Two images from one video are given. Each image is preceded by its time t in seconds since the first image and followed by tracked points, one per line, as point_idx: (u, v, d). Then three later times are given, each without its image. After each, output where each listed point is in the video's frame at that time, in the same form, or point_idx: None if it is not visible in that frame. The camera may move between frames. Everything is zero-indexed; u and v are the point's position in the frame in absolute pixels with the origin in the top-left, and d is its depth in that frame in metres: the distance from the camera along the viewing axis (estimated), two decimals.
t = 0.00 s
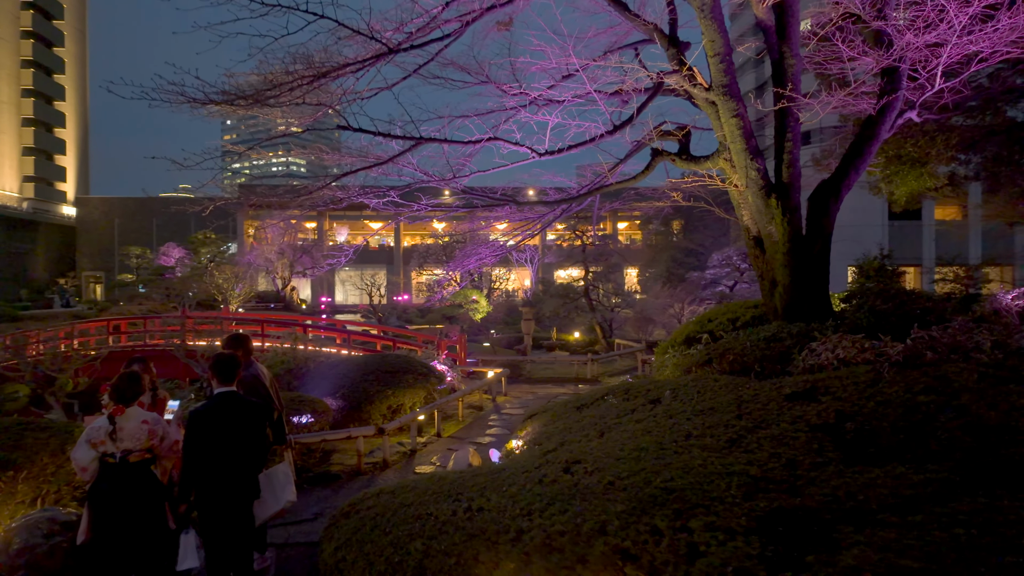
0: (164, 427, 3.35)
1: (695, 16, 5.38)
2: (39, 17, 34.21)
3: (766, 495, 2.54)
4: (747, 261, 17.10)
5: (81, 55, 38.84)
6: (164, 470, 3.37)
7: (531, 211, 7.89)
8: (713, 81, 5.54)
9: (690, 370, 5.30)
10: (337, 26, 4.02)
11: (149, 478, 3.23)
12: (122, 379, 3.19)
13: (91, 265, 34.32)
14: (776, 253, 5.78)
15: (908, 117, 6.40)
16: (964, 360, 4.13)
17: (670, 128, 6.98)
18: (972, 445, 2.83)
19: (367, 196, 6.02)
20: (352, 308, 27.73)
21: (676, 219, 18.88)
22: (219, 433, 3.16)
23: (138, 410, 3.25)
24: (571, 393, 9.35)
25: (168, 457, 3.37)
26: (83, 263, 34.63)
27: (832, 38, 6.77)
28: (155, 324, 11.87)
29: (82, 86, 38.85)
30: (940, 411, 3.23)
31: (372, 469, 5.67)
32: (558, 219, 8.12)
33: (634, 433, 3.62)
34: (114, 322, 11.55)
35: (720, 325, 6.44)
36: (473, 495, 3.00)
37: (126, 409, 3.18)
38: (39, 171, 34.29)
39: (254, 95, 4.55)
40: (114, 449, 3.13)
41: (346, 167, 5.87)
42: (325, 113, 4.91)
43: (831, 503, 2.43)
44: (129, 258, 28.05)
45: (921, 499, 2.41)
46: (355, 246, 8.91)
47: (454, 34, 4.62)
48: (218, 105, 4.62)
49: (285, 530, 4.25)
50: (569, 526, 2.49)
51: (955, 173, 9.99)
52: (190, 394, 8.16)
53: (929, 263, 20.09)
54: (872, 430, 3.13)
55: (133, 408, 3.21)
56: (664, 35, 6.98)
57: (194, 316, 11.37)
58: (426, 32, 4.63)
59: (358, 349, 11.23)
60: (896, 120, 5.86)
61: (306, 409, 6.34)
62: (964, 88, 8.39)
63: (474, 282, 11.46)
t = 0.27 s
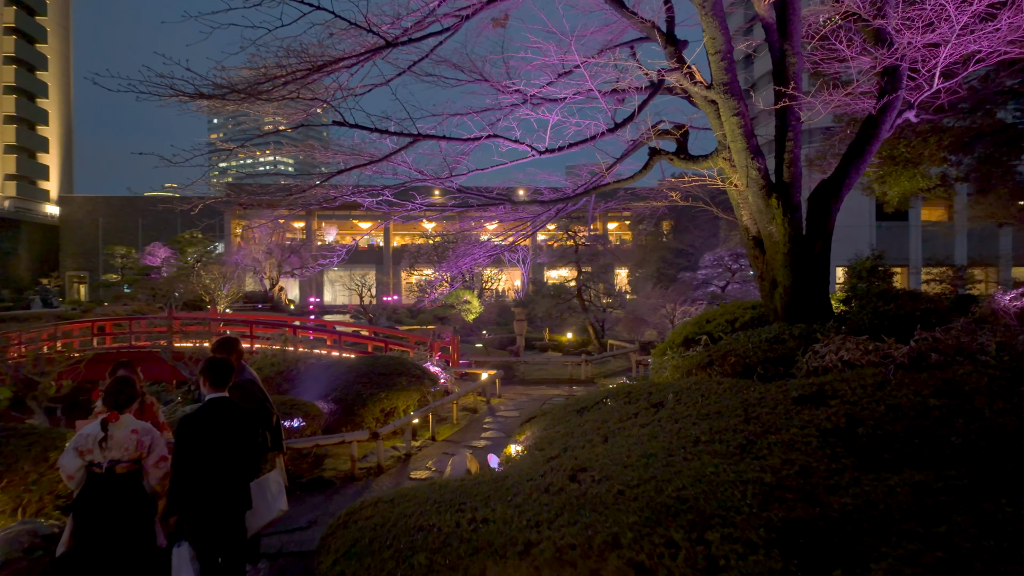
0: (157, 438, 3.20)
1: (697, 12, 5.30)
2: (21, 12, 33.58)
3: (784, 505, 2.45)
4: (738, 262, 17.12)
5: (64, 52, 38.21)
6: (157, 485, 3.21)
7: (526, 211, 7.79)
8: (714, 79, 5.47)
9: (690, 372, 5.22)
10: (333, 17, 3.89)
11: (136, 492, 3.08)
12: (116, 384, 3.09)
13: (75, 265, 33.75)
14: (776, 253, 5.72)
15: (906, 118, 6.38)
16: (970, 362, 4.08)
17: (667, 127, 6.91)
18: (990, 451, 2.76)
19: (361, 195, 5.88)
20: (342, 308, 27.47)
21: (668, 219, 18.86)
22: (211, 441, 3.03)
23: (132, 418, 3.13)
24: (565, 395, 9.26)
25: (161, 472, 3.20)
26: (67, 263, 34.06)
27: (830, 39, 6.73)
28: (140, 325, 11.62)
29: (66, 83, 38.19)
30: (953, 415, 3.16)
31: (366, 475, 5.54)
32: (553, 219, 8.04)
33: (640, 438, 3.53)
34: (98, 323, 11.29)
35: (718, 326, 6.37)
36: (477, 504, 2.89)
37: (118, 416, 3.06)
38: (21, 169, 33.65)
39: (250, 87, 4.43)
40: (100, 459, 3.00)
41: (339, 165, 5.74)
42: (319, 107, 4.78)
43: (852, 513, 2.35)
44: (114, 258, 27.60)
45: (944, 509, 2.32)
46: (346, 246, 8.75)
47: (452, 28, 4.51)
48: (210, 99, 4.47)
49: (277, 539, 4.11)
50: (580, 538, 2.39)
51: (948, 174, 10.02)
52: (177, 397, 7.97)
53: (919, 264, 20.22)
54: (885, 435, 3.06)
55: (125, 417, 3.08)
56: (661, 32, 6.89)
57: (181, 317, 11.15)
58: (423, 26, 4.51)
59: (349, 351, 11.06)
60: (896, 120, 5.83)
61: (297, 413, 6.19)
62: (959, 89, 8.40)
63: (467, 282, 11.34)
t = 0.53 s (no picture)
0: (148, 447, 3.12)
1: (692, 11, 5.25)
2: None
3: (791, 514, 2.38)
4: (728, 262, 17.16)
5: (45, 48, 37.53)
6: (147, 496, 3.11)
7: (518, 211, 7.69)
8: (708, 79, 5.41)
9: (686, 375, 5.15)
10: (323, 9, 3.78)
11: (124, 503, 2.99)
12: (109, 391, 3.01)
13: (56, 266, 33.13)
14: (771, 254, 5.68)
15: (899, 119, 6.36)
16: (969, 365, 4.05)
17: (661, 127, 6.85)
18: (997, 457, 2.71)
19: (351, 194, 5.76)
20: (329, 309, 27.20)
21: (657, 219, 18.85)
22: (196, 451, 2.91)
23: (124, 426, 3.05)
24: (557, 397, 9.18)
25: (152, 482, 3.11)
26: (48, 264, 33.43)
27: (824, 39, 6.70)
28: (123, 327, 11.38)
29: (46, 80, 37.50)
30: (957, 419, 3.11)
31: (356, 481, 5.42)
32: (545, 220, 7.95)
33: (639, 443, 3.45)
34: (79, 326, 11.03)
35: (713, 328, 6.32)
36: (474, 513, 2.80)
37: (110, 424, 2.98)
38: None
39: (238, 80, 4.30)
40: (89, 469, 2.92)
41: (328, 164, 5.61)
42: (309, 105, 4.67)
43: (861, 523, 2.28)
44: (96, 259, 27.11)
45: (956, 518, 2.26)
46: (335, 246, 8.61)
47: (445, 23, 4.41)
48: (194, 94, 4.33)
49: (265, 549, 3.98)
50: (582, 551, 2.31)
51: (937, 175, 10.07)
52: (161, 401, 7.80)
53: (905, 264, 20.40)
54: (889, 440, 3.01)
55: (117, 426, 3.00)
56: (654, 32, 6.82)
57: (165, 319, 10.94)
58: (415, 20, 4.40)
59: (337, 353, 10.89)
60: (890, 121, 5.80)
61: (285, 418, 6.05)
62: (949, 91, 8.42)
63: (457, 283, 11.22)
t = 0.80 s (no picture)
0: (131, 455, 3.01)
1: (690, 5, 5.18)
2: None
3: (801, 519, 2.30)
4: (720, 262, 17.15)
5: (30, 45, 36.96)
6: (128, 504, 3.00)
7: (511, 210, 7.59)
8: (705, 74, 5.33)
9: (683, 374, 5.06)
10: None
11: (105, 512, 2.85)
12: (94, 393, 2.88)
13: (41, 266, 32.62)
14: (769, 252, 5.60)
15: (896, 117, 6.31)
16: (971, 363, 3.99)
17: (656, 124, 6.77)
18: (1009, 458, 2.63)
19: (340, 190, 5.63)
20: (319, 309, 26.96)
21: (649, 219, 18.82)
22: (179, 455, 2.78)
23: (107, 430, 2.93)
24: (551, 397, 9.08)
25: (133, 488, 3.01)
26: (32, 264, 32.90)
27: (821, 36, 6.63)
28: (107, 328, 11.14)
29: (31, 77, 36.92)
30: (964, 419, 3.04)
31: (346, 484, 5.28)
32: (538, 218, 7.84)
33: (638, 445, 3.36)
34: (62, 326, 10.79)
35: (709, 327, 6.24)
36: (470, 519, 2.70)
37: (96, 427, 2.87)
38: None
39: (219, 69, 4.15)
40: (70, 475, 2.78)
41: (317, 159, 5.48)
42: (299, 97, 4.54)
43: (873, 527, 2.20)
44: (82, 259, 26.70)
45: (974, 523, 2.17)
46: (324, 245, 8.46)
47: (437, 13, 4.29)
48: (177, 85, 4.19)
49: (252, 556, 3.84)
50: (586, 559, 2.22)
51: (929, 174, 10.06)
52: (146, 404, 7.62)
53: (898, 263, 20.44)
54: (896, 441, 2.93)
55: (101, 430, 2.88)
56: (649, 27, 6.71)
57: (151, 319, 10.74)
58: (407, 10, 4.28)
59: (327, 353, 10.72)
60: (887, 118, 5.75)
61: (273, 419, 5.90)
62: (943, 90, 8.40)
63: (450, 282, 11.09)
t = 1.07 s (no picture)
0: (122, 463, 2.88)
1: None
2: None
3: (820, 531, 2.21)
4: (714, 261, 17.12)
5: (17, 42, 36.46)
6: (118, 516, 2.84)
7: (508, 209, 7.47)
8: (707, 70, 5.23)
9: (684, 376, 4.97)
10: None
11: (93, 524, 2.68)
12: (79, 398, 2.75)
13: (28, 266, 32.18)
14: (770, 252, 5.52)
15: (896, 115, 6.25)
16: (979, 365, 3.92)
17: (655, 122, 6.68)
18: None
19: (334, 188, 5.50)
20: (311, 309, 26.73)
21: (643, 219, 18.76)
22: (166, 464, 2.65)
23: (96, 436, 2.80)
24: (547, 398, 8.98)
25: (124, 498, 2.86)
26: (19, 264, 32.43)
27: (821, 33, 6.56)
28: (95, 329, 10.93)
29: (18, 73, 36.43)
30: (979, 422, 2.95)
31: (341, 490, 5.15)
32: (534, 217, 7.73)
33: (643, 451, 3.24)
34: (48, 327, 10.57)
35: (708, 328, 6.16)
36: (472, 528, 2.59)
37: (84, 433, 2.74)
38: None
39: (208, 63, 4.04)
40: (57, 484, 2.65)
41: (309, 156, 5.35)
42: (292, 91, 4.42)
43: (895, 539, 2.12)
44: (70, 258, 26.32)
45: (1000, 535, 2.09)
46: (317, 245, 8.31)
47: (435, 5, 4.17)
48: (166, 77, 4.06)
49: (242, 566, 3.71)
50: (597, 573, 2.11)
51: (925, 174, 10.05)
52: (134, 406, 7.45)
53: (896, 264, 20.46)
54: (911, 446, 2.84)
55: (91, 435, 2.75)
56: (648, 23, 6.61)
57: (140, 319, 10.54)
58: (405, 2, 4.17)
59: (319, 354, 10.56)
60: (889, 116, 5.67)
61: (264, 423, 5.76)
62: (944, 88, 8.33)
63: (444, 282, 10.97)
